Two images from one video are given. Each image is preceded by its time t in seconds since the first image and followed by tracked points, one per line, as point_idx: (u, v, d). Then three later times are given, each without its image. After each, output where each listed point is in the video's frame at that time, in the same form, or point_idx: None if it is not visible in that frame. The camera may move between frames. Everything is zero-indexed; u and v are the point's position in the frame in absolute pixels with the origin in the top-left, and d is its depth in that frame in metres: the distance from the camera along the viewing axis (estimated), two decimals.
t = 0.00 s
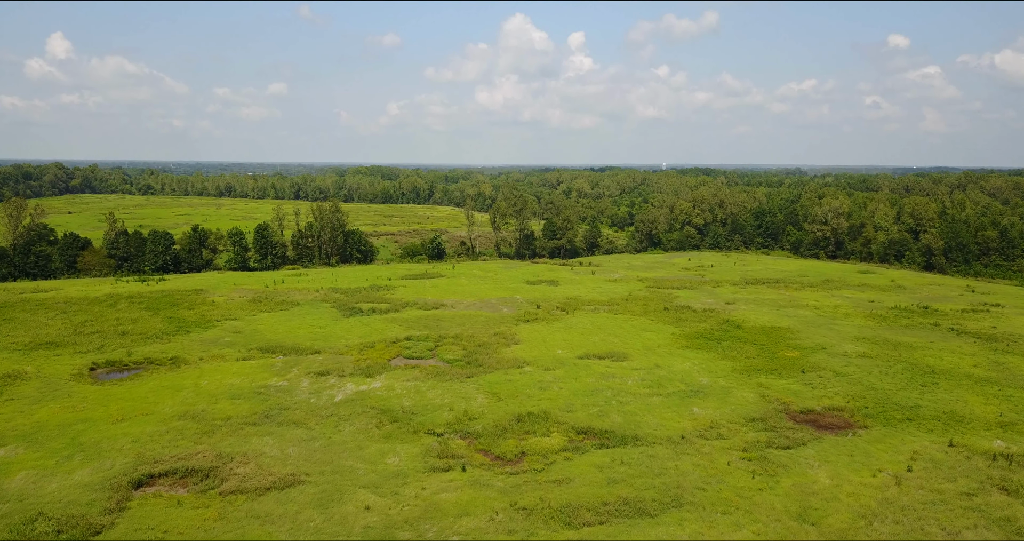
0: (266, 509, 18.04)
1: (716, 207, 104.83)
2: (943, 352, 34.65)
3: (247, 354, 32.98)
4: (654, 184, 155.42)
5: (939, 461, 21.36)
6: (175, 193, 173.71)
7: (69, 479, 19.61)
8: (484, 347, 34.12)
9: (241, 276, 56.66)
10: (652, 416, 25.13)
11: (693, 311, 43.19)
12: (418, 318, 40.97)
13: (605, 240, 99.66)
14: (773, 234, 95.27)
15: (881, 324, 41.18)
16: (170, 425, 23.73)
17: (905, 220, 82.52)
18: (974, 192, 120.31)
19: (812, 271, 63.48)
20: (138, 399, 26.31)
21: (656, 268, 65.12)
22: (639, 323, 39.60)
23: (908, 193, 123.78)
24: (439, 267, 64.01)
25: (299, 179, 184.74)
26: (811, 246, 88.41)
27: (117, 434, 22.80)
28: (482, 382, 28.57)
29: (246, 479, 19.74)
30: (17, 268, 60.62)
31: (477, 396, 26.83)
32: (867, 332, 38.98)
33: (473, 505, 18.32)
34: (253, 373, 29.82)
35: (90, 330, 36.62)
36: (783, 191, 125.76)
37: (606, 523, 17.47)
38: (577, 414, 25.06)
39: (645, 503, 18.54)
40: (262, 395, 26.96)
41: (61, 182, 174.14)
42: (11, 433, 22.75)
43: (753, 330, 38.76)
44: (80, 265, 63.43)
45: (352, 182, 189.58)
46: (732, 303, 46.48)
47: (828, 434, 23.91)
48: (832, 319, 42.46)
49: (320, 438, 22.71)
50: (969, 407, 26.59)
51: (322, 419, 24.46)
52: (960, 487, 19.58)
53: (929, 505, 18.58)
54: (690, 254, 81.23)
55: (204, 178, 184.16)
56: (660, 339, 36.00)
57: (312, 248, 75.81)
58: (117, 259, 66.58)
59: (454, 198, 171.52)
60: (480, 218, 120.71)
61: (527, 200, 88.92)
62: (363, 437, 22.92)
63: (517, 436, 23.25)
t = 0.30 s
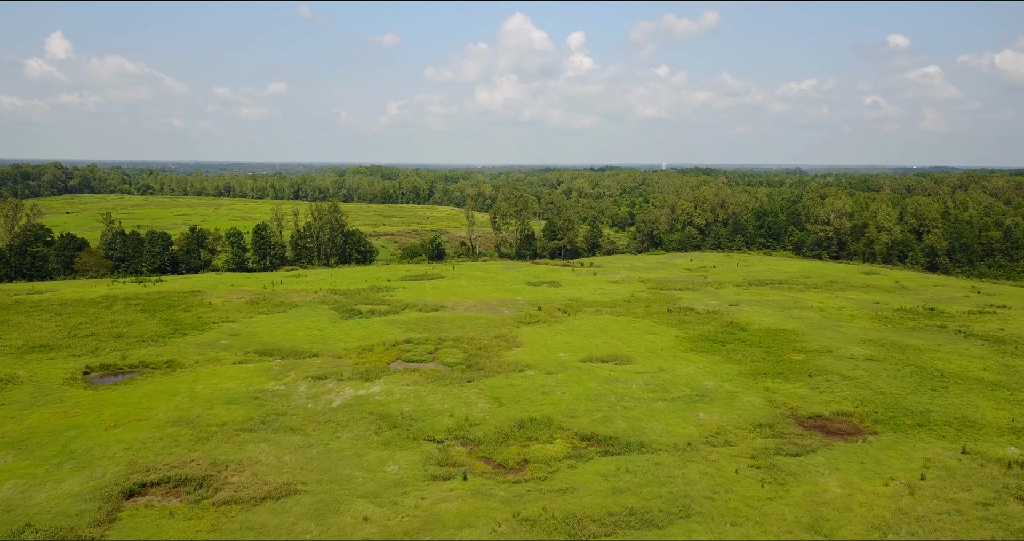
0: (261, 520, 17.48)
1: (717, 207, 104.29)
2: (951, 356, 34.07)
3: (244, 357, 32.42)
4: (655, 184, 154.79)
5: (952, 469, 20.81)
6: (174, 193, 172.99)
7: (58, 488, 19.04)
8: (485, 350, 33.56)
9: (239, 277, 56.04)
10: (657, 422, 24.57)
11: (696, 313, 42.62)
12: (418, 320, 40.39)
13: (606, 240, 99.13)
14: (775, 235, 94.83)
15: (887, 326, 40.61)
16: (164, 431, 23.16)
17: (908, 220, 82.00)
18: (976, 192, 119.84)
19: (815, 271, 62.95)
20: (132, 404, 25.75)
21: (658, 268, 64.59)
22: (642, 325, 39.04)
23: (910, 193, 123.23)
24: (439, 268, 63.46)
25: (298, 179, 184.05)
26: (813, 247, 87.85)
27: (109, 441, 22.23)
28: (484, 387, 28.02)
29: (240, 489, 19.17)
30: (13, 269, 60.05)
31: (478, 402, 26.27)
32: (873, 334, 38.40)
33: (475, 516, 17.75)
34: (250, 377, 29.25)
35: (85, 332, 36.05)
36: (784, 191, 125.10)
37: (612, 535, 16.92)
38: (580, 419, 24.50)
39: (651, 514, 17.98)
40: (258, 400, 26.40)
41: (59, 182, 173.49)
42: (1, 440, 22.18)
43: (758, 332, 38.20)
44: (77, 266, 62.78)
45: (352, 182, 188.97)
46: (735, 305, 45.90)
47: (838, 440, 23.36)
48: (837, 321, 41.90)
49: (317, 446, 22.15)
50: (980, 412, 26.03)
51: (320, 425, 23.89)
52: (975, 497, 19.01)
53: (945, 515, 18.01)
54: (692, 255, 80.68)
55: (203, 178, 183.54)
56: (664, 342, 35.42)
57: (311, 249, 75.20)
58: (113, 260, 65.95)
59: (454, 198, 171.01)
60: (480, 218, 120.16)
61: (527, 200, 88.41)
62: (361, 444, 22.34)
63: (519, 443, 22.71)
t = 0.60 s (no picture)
0: (255, 532, 16.89)
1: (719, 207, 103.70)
2: (960, 359, 33.48)
3: (241, 361, 31.83)
4: (656, 184, 154.17)
5: (967, 478, 20.24)
6: (173, 193, 172.23)
7: (46, 499, 18.44)
8: (486, 353, 32.99)
9: (236, 278, 55.43)
10: (662, 428, 24.00)
11: (699, 315, 42.05)
12: (418, 322, 39.80)
13: (607, 240, 98.56)
14: (776, 235, 94.41)
15: (893, 328, 40.04)
16: (157, 438, 22.58)
17: (911, 220, 81.47)
18: (978, 191, 119.30)
19: (819, 272, 62.37)
20: (125, 410, 25.16)
21: (660, 269, 64.00)
22: (645, 327, 38.46)
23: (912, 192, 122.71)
24: (439, 269, 62.88)
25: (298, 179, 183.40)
26: (815, 247, 87.26)
27: (100, 449, 21.63)
28: (485, 391, 27.46)
29: (234, 499, 18.59)
30: (8, 270, 59.40)
31: (479, 407, 25.70)
32: (879, 337, 37.84)
33: (476, 528, 17.18)
34: (246, 381, 28.68)
35: (79, 335, 35.46)
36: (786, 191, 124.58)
37: None
38: (583, 426, 23.93)
39: (658, 525, 17.40)
40: (254, 405, 25.82)
41: (58, 182, 172.77)
42: None
43: (762, 334, 37.64)
44: (73, 266, 62.13)
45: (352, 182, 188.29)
46: (739, 307, 45.32)
47: (848, 448, 22.80)
48: (842, 323, 41.34)
49: (315, 453, 21.57)
50: (992, 418, 25.45)
51: (317, 431, 23.32)
52: (992, 507, 18.45)
53: (961, 528, 17.42)
54: (693, 255, 80.06)
55: (202, 178, 182.74)
56: (667, 345, 34.85)
57: (310, 249, 74.61)
58: (111, 261, 65.09)
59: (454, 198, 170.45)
60: (480, 218, 119.55)
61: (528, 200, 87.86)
62: (359, 452, 21.79)
63: (521, 450, 22.15)
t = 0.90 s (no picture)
0: None
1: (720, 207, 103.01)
2: (969, 362, 32.87)
3: (237, 364, 31.24)
4: (656, 184, 153.52)
5: (982, 487, 19.66)
6: (172, 193, 171.48)
7: (33, 510, 17.84)
8: (486, 357, 32.39)
9: (233, 279, 54.77)
10: (668, 435, 23.42)
11: (703, 317, 41.43)
12: (417, 324, 39.17)
13: (608, 241, 97.92)
14: (778, 235, 93.84)
15: (899, 331, 39.45)
16: (149, 445, 21.99)
17: (914, 219, 80.86)
18: (980, 191, 118.78)
19: (822, 273, 61.76)
20: (117, 415, 24.58)
21: (661, 270, 63.40)
22: (648, 330, 37.91)
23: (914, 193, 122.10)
24: (438, 270, 62.28)
25: (297, 179, 182.74)
26: (818, 247, 86.62)
27: (90, 456, 21.05)
28: (486, 396, 26.88)
29: (227, 510, 17.99)
30: (4, 270, 58.77)
31: (480, 412, 25.12)
32: (886, 339, 37.23)
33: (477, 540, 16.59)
34: (242, 386, 28.09)
35: (72, 338, 34.85)
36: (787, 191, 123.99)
37: None
38: (587, 433, 23.37)
39: (665, 538, 16.82)
40: (250, 410, 25.24)
41: (57, 182, 172.02)
42: None
43: (767, 337, 37.06)
44: (69, 267, 61.41)
45: (351, 181, 187.58)
46: (743, 308, 44.71)
47: (858, 455, 22.24)
48: (848, 325, 40.76)
49: (311, 461, 20.98)
50: (1005, 424, 24.87)
51: (314, 438, 22.75)
52: (1009, 518, 17.88)
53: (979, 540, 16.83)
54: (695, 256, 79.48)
55: (201, 178, 182.06)
56: (671, 348, 34.23)
57: (309, 250, 73.95)
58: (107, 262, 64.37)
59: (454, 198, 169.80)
60: (480, 218, 118.92)
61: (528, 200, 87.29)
62: (356, 460, 21.20)
63: (523, 458, 21.57)
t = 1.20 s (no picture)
0: None
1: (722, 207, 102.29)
2: (978, 366, 32.26)
3: (232, 368, 30.63)
4: (657, 184, 152.90)
5: (998, 498, 19.07)
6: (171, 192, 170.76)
7: (18, 521, 17.23)
8: (487, 360, 31.80)
9: (231, 280, 54.17)
10: (673, 443, 22.82)
11: (706, 319, 40.82)
12: (416, 327, 38.60)
13: (608, 241, 97.28)
14: (780, 235, 93.29)
15: (906, 333, 38.85)
16: (141, 453, 21.38)
17: (917, 220, 80.24)
18: (982, 192, 118.22)
19: (826, 274, 61.14)
20: (108, 422, 23.97)
21: (663, 271, 62.83)
22: (651, 332, 37.33)
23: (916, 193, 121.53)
24: (438, 271, 61.69)
25: (297, 179, 182.09)
26: (820, 248, 85.92)
27: (79, 465, 20.44)
28: (486, 401, 26.28)
29: (219, 522, 17.39)
30: None
31: (480, 419, 24.52)
32: (892, 342, 36.66)
33: None
34: (238, 390, 27.50)
35: (65, 341, 34.23)
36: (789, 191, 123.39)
37: None
38: (591, 440, 22.78)
39: None
40: (245, 416, 24.63)
41: (56, 181, 171.32)
42: None
43: (772, 340, 36.47)
44: (65, 268, 60.78)
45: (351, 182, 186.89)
46: (746, 310, 44.10)
47: (869, 463, 21.65)
48: (853, 327, 40.14)
49: (307, 470, 20.39)
50: (1018, 430, 24.27)
51: (310, 446, 22.13)
52: None
53: None
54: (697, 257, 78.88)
55: (200, 178, 181.42)
56: (674, 351, 33.66)
57: (307, 251, 73.38)
58: (104, 262, 63.73)
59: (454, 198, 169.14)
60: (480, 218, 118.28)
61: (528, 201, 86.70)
62: (353, 468, 20.59)
63: (526, 466, 21.00)
